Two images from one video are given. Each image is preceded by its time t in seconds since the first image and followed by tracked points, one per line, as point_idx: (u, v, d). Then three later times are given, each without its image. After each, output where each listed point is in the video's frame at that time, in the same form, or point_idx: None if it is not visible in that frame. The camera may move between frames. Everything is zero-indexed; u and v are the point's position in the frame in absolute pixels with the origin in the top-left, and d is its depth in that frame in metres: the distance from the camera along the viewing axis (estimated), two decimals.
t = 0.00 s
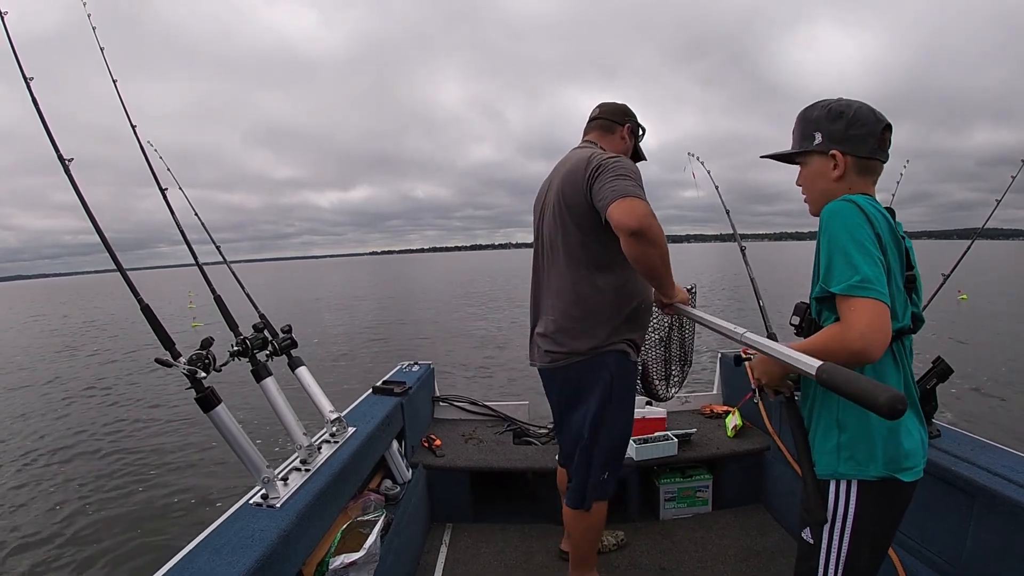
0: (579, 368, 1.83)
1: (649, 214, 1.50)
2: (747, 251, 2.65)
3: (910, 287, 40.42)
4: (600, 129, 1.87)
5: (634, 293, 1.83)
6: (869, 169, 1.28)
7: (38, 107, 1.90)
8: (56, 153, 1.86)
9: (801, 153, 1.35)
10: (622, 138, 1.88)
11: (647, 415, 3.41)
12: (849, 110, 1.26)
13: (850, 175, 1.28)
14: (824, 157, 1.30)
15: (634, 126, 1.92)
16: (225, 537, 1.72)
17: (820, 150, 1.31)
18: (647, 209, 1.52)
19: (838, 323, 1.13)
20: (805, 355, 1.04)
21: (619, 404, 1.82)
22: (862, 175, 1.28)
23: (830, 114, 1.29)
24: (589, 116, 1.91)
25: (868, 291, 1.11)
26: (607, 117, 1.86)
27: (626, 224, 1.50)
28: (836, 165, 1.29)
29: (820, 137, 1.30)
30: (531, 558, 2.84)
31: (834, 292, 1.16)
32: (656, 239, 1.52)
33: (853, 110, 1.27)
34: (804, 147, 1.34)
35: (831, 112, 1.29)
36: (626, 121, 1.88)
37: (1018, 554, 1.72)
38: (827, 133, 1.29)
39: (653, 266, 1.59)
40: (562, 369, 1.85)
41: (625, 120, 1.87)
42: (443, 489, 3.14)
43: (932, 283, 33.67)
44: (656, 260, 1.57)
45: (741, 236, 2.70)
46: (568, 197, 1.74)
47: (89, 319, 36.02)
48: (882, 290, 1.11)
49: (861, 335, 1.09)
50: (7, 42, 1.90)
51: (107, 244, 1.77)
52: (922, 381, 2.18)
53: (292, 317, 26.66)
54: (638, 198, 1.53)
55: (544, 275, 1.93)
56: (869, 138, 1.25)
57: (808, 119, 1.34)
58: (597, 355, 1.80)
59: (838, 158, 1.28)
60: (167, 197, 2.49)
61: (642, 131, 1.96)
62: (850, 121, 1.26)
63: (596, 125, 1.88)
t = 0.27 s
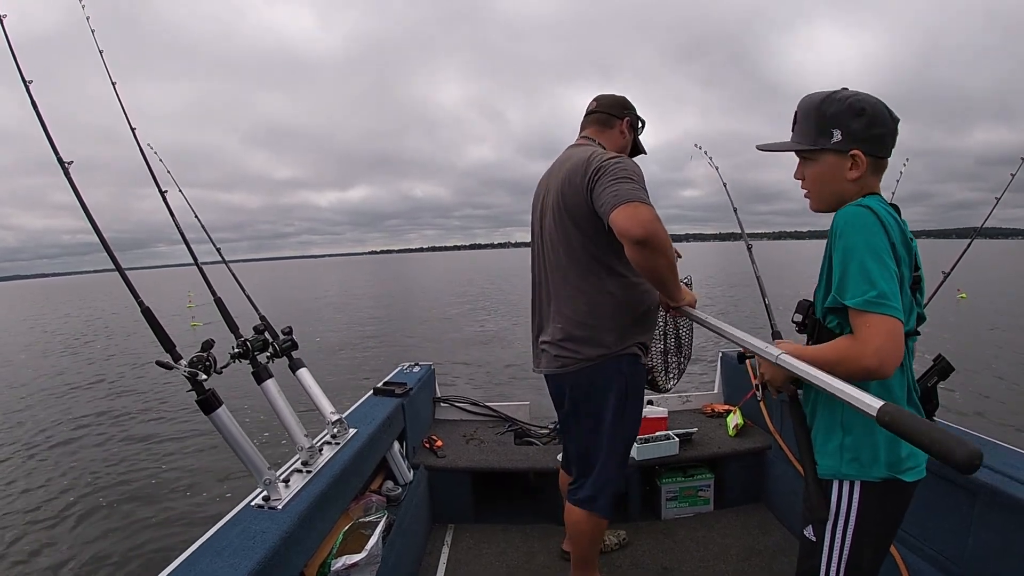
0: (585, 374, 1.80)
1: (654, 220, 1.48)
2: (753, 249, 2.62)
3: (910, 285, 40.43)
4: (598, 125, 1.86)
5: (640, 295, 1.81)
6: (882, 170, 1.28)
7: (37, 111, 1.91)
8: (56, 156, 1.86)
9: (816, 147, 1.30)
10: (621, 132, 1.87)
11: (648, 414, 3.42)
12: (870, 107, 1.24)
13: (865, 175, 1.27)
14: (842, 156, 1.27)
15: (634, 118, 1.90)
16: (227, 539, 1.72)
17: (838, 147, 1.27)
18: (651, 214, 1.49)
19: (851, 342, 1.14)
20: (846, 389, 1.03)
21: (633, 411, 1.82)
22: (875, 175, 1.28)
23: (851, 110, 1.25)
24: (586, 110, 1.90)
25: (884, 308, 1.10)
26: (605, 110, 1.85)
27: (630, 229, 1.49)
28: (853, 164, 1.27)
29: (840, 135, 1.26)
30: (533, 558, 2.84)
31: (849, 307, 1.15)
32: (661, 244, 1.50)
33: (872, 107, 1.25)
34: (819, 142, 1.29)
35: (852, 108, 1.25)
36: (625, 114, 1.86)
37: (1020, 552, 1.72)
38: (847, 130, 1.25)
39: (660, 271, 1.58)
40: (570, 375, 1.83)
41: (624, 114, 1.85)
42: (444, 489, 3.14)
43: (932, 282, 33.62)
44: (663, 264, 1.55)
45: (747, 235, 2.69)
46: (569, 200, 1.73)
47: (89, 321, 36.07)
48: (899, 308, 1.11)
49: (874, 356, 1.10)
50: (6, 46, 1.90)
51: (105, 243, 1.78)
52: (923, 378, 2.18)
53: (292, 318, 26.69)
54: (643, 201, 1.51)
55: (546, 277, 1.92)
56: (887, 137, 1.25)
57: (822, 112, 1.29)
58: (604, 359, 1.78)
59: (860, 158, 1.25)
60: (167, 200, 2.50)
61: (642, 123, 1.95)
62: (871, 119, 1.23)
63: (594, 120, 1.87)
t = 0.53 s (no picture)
0: (593, 379, 1.80)
1: (664, 226, 1.48)
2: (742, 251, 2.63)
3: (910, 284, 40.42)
4: (602, 120, 1.85)
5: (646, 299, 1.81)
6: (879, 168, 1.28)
7: (37, 113, 1.92)
8: (55, 159, 1.86)
9: (812, 145, 1.29)
10: (626, 129, 1.86)
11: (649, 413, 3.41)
12: (868, 104, 1.23)
13: (861, 174, 1.27)
14: (840, 154, 1.26)
15: (640, 115, 1.89)
16: (228, 540, 1.72)
17: (835, 146, 1.26)
18: (662, 220, 1.49)
19: (858, 370, 1.15)
20: (855, 432, 1.04)
21: (641, 409, 1.84)
22: (873, 174, 1.27)
23: (848, 107, 1.24)
24: (590, 104, 1.88)
25: (894, 338, 1.10)
26: (609, 106, 1.83)
27: (640, 235, 1.48)
28: (850, 162, 1.26)
29: (836, 132, 1.25)
30: (534, 557, 2.85)
31: (856, 333, 1.15)
32: (671, 250, 1.50)
33: (870, 104, 1.24)
34: (815, 140, 1.28)
35: (850, 104, 1.24)
36: (630, 109, 1.85)
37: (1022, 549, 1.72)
38: (844, 127, 1.24)
39: (669, 278, 1.57)
40: (578, 379, 1.82)
41: (628, 109, 1.84)
42: (446, 489, 3.14)
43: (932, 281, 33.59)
44: (672, 271, 1.55)
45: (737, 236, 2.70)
46: (577, 202, 1.72)
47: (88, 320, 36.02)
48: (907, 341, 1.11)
49: (875, 389, 1.13)
50: (6, 48, 1.91)
51: (104, 244, 1.80)
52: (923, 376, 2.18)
53: (292, 317, 26.66)
54: (653, 206, 1.50)
55: (551, 278, 1.91)
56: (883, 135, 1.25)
57: (817, 107, 1.28)
58: (611, 363, 1.78)
59: (858, 156, 1.24)
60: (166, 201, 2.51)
61: (647, 118, 1.93)
62: (870, 116, 1.23)
63: (598, 115, 1.86)
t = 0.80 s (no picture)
0: (596, 379, 1.80)
1: (667, 229, 1.49)
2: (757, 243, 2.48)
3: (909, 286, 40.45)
4: (606, 118, 1.85)
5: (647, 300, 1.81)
6: (865, 166, 1.26)
7: (38, 113, 1.93)
8: (56, 157, 1.87)
9: (795, 144, 1.36)
10: (631, 127, 1.86)
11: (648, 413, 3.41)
12: (841, 102, 1.24)
13: (840, 173, 1.28)
14: (815, 152, 1.30)
15: (646, 113, 1.89)
16: (227, 539, 1.72)
17: (809, 144, 1.31)
18: (664, 222, 1.50)
19: (841, 371, 1.16)
20: (835, 434, 1.05)
21: (643, 408, 1.84)
22: (858, 173, 1.27)
23: (824, 107, 1.27)
24: (594, 101, 1.88)
25: (877, 341, 1.11)
26: (613, 103, 1.83)
27: (644, 237, 1.48)
28: (826, 161, 1.28)
29: (809, 132, 1.31)
30: (532, 557, 2.85)
31: (841, 337, 1.16)
32: (674, 251, 1.50)
33: (846, 102, 1.24)
34: (796, 138, 1.35)
35: (826, 104, 1.27)
36: (634, 108, 1.85)
37: (1020, 550, 1.72)
38: (818, 127, 1.28)
39: (670, 280, 1.57)
40: (580, 380, 1.82)
41: (633, 107, 1.84)
42: (445, 488, 3.14)
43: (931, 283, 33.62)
44: (673, 273, 1.55)
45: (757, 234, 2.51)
46: (580, 201, 1.73)
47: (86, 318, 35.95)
48: (891, 345, 1.11)
49: (856, 393, 1.14)
50: (7, 48, 1.92)
51: (104, 243, 1.80)
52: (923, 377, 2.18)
53: (292, 316, 26.64)
54: (656, 207, 1.51)
55: (550, 277, 1.91)
56: (863, 133, 1.23)
57: (800, 108, 1.35)
58: (615, 363, 1.78)
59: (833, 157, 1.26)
60: (166, 201, 2.53)
61: (652, 116, 1.92)
62: (843, 117, 1.24)
63: (602, 113, 1.86)
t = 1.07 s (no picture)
0: (592, 384, 1.80)
1: (661, 238, 1.48)
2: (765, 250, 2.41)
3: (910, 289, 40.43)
4: (599, 116, 1.84)
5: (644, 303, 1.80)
6: (866, 170, 1.26)
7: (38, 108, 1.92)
8: (55, 152, 1.87)
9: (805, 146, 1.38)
10: (624, 124, 1.85)
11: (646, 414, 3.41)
12: (841, 107, 1.26)
13: (841, 175, 1.30)
14: (817, 153, 1.33)
15: (639, 107, 1.87)
16: (223, 536, 1.72)
17: (814, 148, 1.33)
18: (659, 231, 1.49)
19: (843, 368, 1.16)
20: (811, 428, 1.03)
21: (641, 412, 1.84)
22: (857, 177, 1.28)
23: (826, 112, 1.30)
24: (586, 97, 1.87)
25: (881, 338, 1.11)
26: (605, 100, 1.82)
27: (639, 247, 1.48)
28: (827, 164, 1.31)
29: (814, 135, 1.33)
30: (529, 557, 2.85)
31: (846, 334, 1.16)
32: (669, 261, 1.50)
33: (846, 107, 1.25)
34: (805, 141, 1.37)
35: (827, 109, 1.29)
36: (627, 103, 1.83)
37: (1017, 554, 1.72)
38: (820, 131, 1.31)
39: (666, 288, 1.57)
40: (578, 383, 1.82)
41: (626, 103, 1.82)
42: (442, 487, 3.14)
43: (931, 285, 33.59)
44: (670, 280, 1.55)
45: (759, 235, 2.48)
46: (574, 206, 1.71)
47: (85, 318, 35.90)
48: (893, 342, 1.12)
49: (862, 390, 1.14)
50: (7, 44, 1.92)
51: (104, 240, 1.80)
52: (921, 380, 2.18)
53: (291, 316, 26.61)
54: (650, 216, 1.50)
55: (547, 281, 1.90)
56: (858, 138, 1.24)
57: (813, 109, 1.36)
58: (610, 369, 1.78)
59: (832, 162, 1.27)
60: (166, 196, 2.53)
61: (647, 109, 1.90)
62: (840, 122, 1.26)
63: (595, 110, 1.85)
